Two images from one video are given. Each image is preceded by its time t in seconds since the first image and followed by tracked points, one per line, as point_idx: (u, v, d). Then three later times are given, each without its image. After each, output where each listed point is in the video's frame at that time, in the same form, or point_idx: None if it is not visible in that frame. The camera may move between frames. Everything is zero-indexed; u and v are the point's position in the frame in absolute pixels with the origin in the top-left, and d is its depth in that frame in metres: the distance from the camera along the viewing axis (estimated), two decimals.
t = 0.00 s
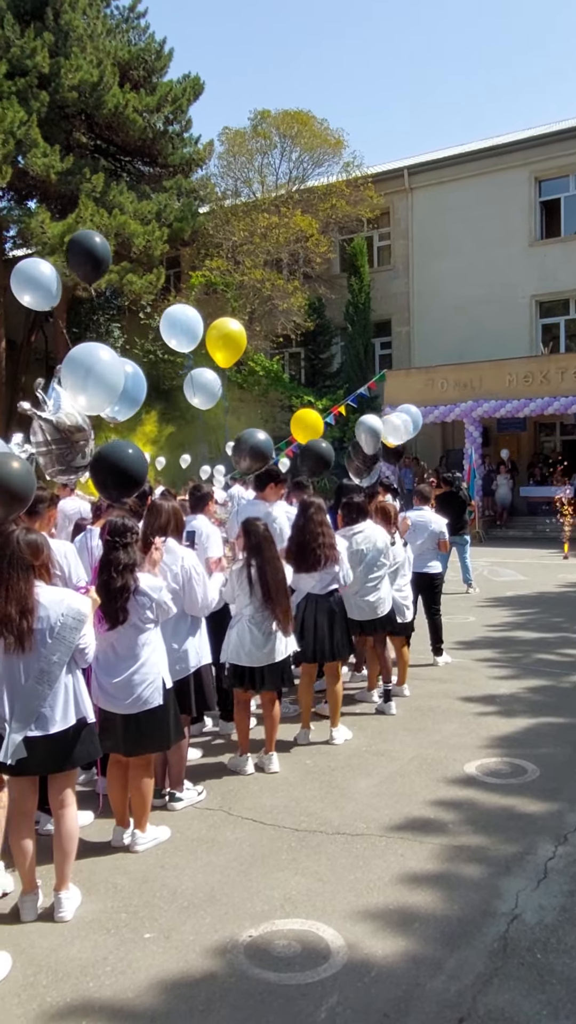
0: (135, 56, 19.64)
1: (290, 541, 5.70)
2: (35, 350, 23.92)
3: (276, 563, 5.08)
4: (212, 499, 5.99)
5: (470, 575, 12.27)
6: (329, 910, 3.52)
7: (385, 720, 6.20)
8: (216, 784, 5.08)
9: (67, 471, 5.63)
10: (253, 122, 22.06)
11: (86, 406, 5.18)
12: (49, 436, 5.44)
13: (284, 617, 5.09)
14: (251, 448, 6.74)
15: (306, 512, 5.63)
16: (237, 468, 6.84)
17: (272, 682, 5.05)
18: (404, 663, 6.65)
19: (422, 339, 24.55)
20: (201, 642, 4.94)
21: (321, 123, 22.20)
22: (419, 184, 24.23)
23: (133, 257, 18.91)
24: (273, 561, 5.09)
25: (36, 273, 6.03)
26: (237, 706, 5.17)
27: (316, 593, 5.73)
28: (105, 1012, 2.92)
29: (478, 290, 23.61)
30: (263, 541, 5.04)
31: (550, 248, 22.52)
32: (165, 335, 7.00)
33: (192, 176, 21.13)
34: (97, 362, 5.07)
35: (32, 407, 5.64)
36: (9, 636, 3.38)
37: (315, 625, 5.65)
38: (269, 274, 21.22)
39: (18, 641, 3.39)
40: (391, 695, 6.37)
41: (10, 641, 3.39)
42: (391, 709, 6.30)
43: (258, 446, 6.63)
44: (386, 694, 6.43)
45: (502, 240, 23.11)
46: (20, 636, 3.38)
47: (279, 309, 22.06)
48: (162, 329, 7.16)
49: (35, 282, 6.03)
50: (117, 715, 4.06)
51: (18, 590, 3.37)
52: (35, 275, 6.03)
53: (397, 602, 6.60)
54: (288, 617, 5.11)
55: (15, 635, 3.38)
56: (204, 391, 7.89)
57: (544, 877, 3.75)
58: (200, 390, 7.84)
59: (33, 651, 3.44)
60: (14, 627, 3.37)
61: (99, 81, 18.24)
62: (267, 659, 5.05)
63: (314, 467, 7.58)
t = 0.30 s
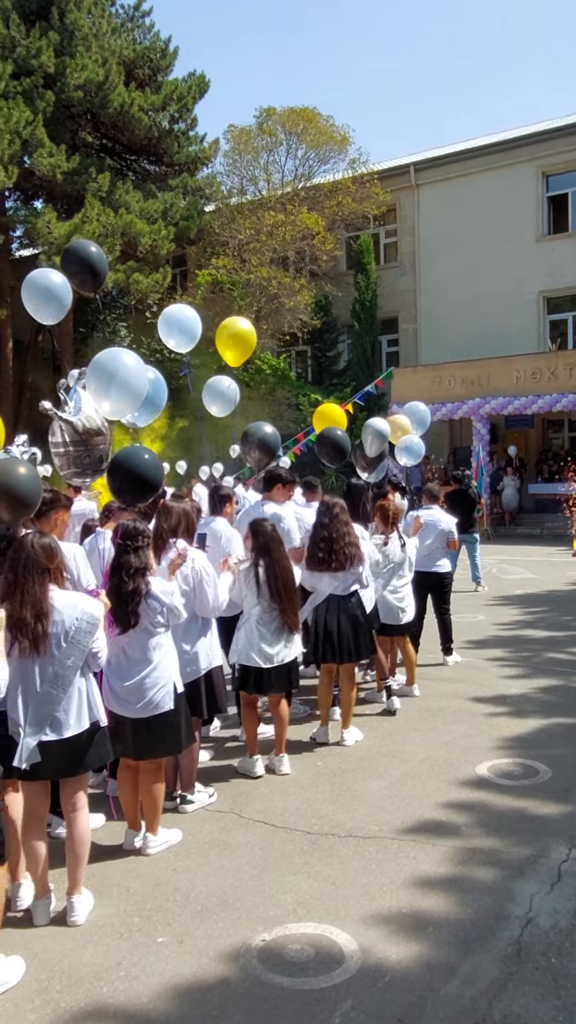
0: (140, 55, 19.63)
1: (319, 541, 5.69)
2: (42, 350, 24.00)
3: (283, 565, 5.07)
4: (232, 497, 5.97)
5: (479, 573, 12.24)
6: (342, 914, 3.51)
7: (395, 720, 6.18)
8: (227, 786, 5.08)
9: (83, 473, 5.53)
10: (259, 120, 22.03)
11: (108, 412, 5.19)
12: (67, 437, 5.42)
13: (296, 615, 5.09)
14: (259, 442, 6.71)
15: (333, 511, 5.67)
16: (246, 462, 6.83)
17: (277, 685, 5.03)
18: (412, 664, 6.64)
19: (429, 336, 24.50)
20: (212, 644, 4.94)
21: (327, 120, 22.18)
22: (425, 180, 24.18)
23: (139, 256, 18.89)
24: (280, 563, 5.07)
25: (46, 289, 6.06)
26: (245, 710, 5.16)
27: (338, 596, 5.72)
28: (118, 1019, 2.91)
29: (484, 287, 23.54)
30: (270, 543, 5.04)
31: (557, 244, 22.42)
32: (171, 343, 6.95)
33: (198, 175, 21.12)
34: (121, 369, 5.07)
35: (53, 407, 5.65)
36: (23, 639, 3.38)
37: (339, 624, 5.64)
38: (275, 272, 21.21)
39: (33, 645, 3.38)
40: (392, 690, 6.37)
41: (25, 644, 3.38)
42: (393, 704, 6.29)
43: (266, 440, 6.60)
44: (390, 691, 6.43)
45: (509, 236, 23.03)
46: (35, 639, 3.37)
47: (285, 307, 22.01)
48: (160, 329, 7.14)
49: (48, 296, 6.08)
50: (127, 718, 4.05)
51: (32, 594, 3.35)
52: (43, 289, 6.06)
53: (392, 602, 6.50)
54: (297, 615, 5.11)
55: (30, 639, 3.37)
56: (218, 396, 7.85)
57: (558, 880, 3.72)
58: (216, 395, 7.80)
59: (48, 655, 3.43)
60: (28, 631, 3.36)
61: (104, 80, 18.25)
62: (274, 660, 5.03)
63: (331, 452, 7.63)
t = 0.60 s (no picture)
0: (185, 55, 19.71)
1: (373, 538, 5.63)
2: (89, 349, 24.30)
3: (320, 564, 5.03)
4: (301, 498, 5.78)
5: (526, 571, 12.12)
6: (392, 915, 3.51)
7: (442, 719, 6.16)
8: (275, 783, 5.10)
9: (140, 473, 5.55)
10: (303, 117, 22.00)
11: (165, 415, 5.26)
12: (125, 437, 5.52)
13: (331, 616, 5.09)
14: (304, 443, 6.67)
15: (387, 511, 5.62)
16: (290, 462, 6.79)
17: (313, 684, 5.02)
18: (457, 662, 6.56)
19: (474, 331, 24.26)
20: (260, 641, 4.98)
21: (370, 116, 22.07)
22: (470, 174, 23.95)
23: (184, 255, 18.96)
24: (316, 563, 5.04)
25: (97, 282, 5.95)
26: (291, 711, 5.16)
27: (388, 593, 5.73)
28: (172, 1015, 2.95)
29: (530, 281, 23.23)
30: (307, 543, 4.98)
31: None
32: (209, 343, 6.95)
33: (242, 173, 21.15)
34: (177, 373, 5.13)
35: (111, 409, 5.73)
36: (88, 637, 3.42)
37: (390, 624, 5.63)
38: (319, 269, 21.18)
39: (95, 643, 3.43)
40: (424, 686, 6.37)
41: (90, 642, 3.43)
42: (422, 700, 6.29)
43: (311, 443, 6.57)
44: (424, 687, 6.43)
45: (555, 230, 22.68)
46: (101, 638, 3.43)
47: (329, 304, 21.91)
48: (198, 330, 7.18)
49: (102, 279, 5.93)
50: (178, 716, 4.10)
51: (104, 594, 3.39)
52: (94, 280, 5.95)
53: (434, 602, 6.46)
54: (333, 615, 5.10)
55: (96, 637, 3.41)
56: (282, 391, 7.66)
57: None
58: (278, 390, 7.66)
59: (109, 652, 3.49)
60: (95, 630, 3.41)
61: (150, 81, 18.37)
62: (310, 660, 5.04)
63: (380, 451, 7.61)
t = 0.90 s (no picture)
0: (244, 57, 19.81)
1: (425, 537, 5.60)
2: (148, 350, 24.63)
3: (372, 564, 5.01)
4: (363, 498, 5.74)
5: None
6: (452, 917, 3.49)
7: (503, 720, 6.09)
8: (333, 781, 5.11)
9: (200, 475, 5.63)
10: (360, 115, 21.94)
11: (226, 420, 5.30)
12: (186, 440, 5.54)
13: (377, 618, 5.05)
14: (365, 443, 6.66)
15: (438, 510, 5.57)
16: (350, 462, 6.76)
17: (367, 686, 5.00)
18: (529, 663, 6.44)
19: (534, 327, 23.89)
20: (319, 640, 4.98)
21: (429, 112, 21.90)
22: (530, 169, 23.58)
23: (242, 255, 19.02)
24: (368, 564, 5.01)
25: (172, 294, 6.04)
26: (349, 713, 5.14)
27: (438, 592, 5.69)
28: (233, 1009, 2.98)
29: None
30: (361, 542, 4.97)
31: None
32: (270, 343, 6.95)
33: (300, 172, 21.17)
34: (237, 377, 5.17)
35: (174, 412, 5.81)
36: (169, 637, 3.46)
37: (440, 624, 5.58)
38: (376, 267, 21.09)
39: (173, 644, 3.47)
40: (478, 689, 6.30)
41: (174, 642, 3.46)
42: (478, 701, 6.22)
43: (371, 443, 6.54)
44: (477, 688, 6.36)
45: None
46: (182, 638, 3.46)
47: (387, 303, 21.76)
48: (256, 332, 7.16)
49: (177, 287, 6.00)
50: (240, 714, 4.13)
51: (187, 594, 3.47)
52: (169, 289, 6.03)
53: (503, 603, 6.37)
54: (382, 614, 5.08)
55: (177, 637, 3.45)
56: (355, 388, 7.32)
57: None
58: (352, 388, 7.31)
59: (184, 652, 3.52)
60: (176, 630, 3.45)
61: (209, 83, 18.50)
62: (359, 660, 5.05)
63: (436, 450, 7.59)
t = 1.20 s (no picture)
0: (280, 59, 19.85)
1: (440, 543, 5.58)
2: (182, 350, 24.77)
3: (408, 568, 4.98)
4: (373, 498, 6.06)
5: None
6: (483, 923, 3.46)
7: (535, 725, 6.03)
8: (363, 785, 5.08)
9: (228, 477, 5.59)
10: (396, 117, 21.88)
11: (250, 421, 5.29)
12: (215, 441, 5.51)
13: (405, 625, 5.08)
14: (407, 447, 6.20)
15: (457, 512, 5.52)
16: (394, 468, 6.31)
17: (399, 688, 5.01)
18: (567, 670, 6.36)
19: (569, 330, 23.65)
20: (350, 642, 4.96)
21: (466, 113, 21.78)
22: (567, 170, 23.32)
23: (275, 257, 19.03)
24: (401, 569, 4.97)
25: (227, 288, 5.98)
26: (381, 711, 5.16)
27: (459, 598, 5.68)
28: (261, 1009, 2.98)
29: None
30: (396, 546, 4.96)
31: None
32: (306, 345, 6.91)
33: (335, 174, 21.16)
34: (262, 377, 5.17)
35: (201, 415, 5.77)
36: (208, 636, 3.48)
37: (459, 626, 5.57)
38: (410, 269, 21.01)
39: (214, 643, 3.49)
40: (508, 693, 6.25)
41: (217, 641, 3.48)
42: (508, 706, 6.19)
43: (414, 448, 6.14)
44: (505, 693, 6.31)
45: None
46: (221, 637, 3.48)
47: (420, 304, 21.65)
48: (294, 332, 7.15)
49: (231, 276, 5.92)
50: (270, 715, 4.13)
51: (227, 593, 3.48)
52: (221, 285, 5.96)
53: (551, 611, 6.30)
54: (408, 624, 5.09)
55: (217, 636, 3.47)
56: (395, 386, 7.24)
57: None
58: (390, 387, 7.26)
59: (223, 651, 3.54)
60: (216, 630, 3.47)
61: (245, 85, 18.57)
62: (393, 659, 5.04)
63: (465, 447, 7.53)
